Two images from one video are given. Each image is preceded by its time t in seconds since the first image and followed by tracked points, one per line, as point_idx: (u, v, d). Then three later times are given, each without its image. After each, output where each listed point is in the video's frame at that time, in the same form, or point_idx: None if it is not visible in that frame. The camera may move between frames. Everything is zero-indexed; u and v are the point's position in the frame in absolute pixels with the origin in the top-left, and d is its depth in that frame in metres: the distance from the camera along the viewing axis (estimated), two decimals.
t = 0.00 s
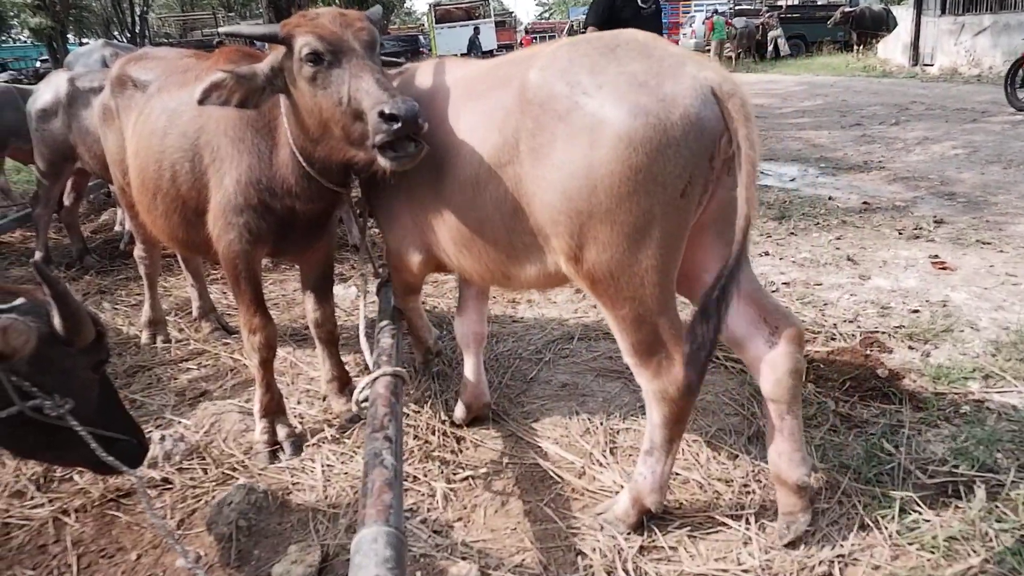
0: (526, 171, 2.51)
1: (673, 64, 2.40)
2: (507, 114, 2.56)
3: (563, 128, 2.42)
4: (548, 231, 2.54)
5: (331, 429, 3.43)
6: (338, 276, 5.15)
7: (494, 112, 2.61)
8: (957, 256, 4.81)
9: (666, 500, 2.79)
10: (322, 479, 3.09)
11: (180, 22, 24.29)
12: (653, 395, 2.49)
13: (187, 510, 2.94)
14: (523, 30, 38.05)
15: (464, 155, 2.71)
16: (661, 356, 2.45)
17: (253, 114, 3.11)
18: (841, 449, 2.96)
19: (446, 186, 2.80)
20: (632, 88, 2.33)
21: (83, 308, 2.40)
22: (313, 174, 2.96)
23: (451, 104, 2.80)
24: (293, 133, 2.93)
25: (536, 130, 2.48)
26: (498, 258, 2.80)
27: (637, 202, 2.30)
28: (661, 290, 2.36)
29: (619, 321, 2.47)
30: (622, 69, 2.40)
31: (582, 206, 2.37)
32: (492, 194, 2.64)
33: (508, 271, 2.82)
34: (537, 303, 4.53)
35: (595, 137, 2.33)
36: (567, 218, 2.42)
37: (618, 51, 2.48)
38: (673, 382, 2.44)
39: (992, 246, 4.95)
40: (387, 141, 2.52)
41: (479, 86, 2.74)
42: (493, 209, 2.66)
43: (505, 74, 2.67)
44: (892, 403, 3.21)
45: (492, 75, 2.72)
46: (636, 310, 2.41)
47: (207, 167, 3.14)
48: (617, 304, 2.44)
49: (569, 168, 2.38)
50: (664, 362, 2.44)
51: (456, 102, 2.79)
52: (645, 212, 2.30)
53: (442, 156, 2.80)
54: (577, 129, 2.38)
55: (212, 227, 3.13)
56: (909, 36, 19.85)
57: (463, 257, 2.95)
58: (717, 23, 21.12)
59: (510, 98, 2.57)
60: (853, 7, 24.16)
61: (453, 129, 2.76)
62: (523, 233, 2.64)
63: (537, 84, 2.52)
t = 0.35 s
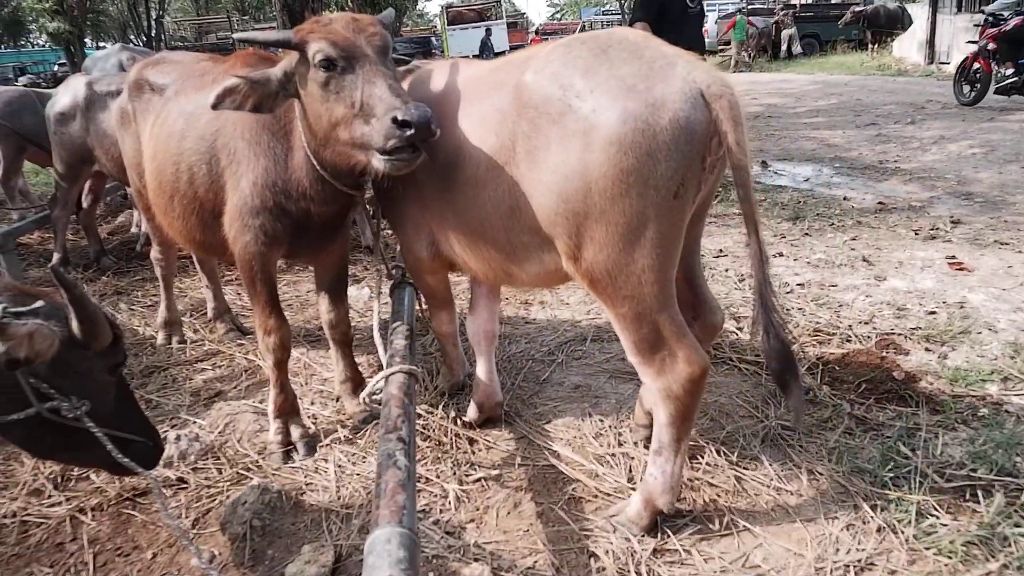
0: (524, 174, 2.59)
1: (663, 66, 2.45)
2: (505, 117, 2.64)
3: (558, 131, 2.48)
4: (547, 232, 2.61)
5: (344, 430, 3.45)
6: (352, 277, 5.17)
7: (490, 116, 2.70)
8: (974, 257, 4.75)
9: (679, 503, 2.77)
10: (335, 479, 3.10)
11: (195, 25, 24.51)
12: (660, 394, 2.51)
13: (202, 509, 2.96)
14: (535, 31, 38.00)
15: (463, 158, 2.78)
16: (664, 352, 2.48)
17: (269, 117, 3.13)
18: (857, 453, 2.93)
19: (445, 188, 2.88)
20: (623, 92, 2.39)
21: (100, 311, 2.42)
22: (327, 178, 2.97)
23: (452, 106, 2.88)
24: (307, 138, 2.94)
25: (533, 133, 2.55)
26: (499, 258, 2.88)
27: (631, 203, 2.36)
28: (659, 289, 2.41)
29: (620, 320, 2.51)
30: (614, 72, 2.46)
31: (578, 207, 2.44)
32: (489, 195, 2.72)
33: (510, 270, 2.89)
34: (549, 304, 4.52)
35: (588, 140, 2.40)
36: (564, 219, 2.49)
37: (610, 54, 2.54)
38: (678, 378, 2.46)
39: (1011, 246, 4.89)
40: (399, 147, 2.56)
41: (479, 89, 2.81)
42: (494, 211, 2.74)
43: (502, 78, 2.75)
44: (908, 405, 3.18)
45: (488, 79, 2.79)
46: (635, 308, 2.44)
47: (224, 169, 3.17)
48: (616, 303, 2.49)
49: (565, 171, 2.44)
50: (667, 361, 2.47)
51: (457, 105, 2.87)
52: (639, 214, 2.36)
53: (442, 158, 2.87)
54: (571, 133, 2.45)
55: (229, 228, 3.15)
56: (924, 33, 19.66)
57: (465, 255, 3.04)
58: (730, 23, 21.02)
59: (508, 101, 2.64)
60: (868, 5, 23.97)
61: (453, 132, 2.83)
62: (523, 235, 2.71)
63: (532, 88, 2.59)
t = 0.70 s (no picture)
0: (541, 173, 2.71)
1: (672, 70, 2.56)
2: (522, 119, 2.77)
3: (573, 132, 2.60)
4: (563, 229, 2.72)
5: (364, 432, 3.46)
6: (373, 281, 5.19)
7: (507, 118, 2.82)
8: (1005, 264, 4.65)
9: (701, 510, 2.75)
10: (355, 481, 3.11)
11: (220, 32, 24.86)
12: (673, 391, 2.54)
13: (224, 509, 2.99)
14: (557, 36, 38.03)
15: (482, 158, 2.91)
16: (679, 347, 2.53)
17: (294, 122, 3.16)
18: (883, 463, 2.88)
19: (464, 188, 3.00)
20: (634, 96, 2.51)
21: (125, 315, 2.44)
22: (350, 181, 2.99)
23: (470, 107, 3.00)
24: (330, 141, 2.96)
25: (548, 134, 2.67)
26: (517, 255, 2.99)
27: (642, 202, 2.46)
28: (671, 285, 2.49)
29: (635, 315, 2.59)
30: (626, 76, 2.57)
31: (593, 206, 2.56)
32: (507, 194, 2.84)
33: (528, 266, 3.00)
34: (570, 309, 4.51)
35: (602, 142, 2.52)
36: (580, 216, 2.62)
37: (622, 58, 2.65)
38: (693, 373, 2.48)
39: None
40: (419, 148, 2.55)
41: (497, 90, 2.93)
42: (512, 209, 2.85)
43: (519, 80, 2.87)
44: (936, 415, 3.12)
45: (505, 81, 2.91)
46: (649, 303, 2.53)
47: (250, 173, 3.20)
48: (630, 298, 2.57)
49: (580, 171, 2.57)
50: (682, 357, 2.52)
51: (475, 106, 2.99)
52: (651, 212, 2.46)
53: (462, 158, 3.00)
54: (585, 134, 2.56)
55: (254, 231, 3.18)
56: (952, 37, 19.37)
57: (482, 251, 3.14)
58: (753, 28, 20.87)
59: (525, 103, 2.76)
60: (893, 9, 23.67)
61: (472, 132, 2.95)
62: (540, 232, 2.82)
63: (547, 91, 2.71)
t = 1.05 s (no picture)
0: (597, 169, 2.73)
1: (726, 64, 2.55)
2: (577, 117, 2.79)
3: (629, 129, 2.62)
4: (620, 223, 2.74)
5: (418, 430, 3.47)
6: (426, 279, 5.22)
7: (563, 116, 2.84)
8: None
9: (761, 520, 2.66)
10: (409, 479, 3.12)
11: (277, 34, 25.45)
12: (729, 386, 2.50)
13: (280, 502, 3.03)
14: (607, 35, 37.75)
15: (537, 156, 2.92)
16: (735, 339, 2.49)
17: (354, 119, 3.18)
18: (957, 477, 2.74)
19: (519, 186, 3.02)
20: (688, 92, 2.51)
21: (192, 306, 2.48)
22: (409, 179, 3.01)
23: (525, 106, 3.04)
24: (391, 139, 2.97)
25: (604, 131, 2.69)
26: (572, 250, 3.02)
27: (699, 194, 2.47)
28: (728, 275, 2.47)
29: (692, 307, 2.57)
30: (680, 72, 2.57)
31: (650, 200, 2.58)
32: (564, 189, 2.87)
33: (584, 261, 3.03)
34: (624, 311, 4.44)
35: (658, 138, 2.53)
36: (637, 210, 2.64)
37: (674, 53, 2.64)
38: (750, 366, 2.44)
39: None
40: (484, 146, 2.54)
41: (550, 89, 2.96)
42: (567, 205, 2.88)
43: (572, 78, 2.88)
44: (1015, 428, 2.97)
45: (559, 80, 2.93)
46: (706, 295, 2.51)
47: (311, 171, 3.24)
48: (687, 290, 2.56)
49: (637, 167, 2.59)
50: (738, 350, 2.48)
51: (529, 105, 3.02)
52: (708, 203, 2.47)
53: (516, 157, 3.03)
54: (642, 131, 2.59)
55: (313, 228, 3.22)
56: None
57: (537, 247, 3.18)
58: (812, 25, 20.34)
59: (580, 102, 2.79)
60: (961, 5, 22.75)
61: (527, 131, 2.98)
62: (596, 227, 2.84)
63: (602, 89, 2.73)
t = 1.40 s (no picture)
0: (640, 177, 2.75)
1: (768, 77, 2.56)
2: (621, 127, 2.81)
3: (672, 140, 2.64)
4: (662, 229, 2.75)
5: (454, 436, 3.49)
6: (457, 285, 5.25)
7: (607, 126, 2.87)
8: None
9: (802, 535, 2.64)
10: (446, 484, 3.14)
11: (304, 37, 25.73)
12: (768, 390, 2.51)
13: (320, 505, 3.07)
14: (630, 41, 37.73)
15: (581, 165, 2.96)
16: (772, 345, 2.50)
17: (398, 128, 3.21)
18: (1004, 495, 2.71)
19: (564, 193, 3.06)
20: (731, 104, 2.52)
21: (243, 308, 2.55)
22: (453, 189, 3.04)
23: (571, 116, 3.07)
24: (437, 149, 3.00)
25: (647, 141, 2.71)
26: (614, 254, 3.04)
27: (742, 202, 2.48)
28: (768, 280, 2.47)
29: (732, 312, 2.57)
30: (723, 84, 2.58)
31: (692, 207, 2.59)
32: (606, 197, 2.90)
33: (625, 264, 3.05)
34: (657, 320, 4.44)
35: (701, 147, 2.55)
36: (678, 217, 2.65)
37: (718, 65, 2.65)
38: (788, 371, 2.44)
39: None
40: (535, 160, 2.56)
41: (596, 100, 2.99)
42: (611, 211, 2.91)
43: (618, 90, 2.91)
44: None
45: (606, 92, 2.97)
46: (746, 299, 2.50)
47: (353, 178, 3.28)
48: (725, 295, 2.57)
49: (680, 175, 2.61)
50: (777, 354, 2.48)
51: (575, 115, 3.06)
52: (749, 210, 2.46)
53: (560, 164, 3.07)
54: (685, 141, 2.60)
55: (354, 234, 3.25)
56: None
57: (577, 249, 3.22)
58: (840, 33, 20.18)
59: (625, 112, 2.82)
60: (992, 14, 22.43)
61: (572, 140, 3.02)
62: (639, 232, 2.86)
63: (647, 100, 2.75)
